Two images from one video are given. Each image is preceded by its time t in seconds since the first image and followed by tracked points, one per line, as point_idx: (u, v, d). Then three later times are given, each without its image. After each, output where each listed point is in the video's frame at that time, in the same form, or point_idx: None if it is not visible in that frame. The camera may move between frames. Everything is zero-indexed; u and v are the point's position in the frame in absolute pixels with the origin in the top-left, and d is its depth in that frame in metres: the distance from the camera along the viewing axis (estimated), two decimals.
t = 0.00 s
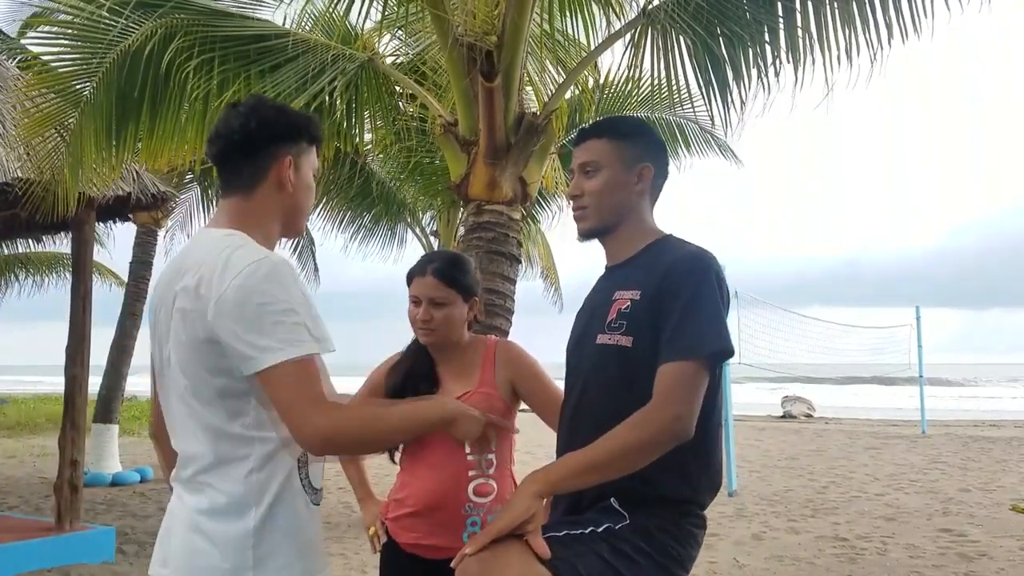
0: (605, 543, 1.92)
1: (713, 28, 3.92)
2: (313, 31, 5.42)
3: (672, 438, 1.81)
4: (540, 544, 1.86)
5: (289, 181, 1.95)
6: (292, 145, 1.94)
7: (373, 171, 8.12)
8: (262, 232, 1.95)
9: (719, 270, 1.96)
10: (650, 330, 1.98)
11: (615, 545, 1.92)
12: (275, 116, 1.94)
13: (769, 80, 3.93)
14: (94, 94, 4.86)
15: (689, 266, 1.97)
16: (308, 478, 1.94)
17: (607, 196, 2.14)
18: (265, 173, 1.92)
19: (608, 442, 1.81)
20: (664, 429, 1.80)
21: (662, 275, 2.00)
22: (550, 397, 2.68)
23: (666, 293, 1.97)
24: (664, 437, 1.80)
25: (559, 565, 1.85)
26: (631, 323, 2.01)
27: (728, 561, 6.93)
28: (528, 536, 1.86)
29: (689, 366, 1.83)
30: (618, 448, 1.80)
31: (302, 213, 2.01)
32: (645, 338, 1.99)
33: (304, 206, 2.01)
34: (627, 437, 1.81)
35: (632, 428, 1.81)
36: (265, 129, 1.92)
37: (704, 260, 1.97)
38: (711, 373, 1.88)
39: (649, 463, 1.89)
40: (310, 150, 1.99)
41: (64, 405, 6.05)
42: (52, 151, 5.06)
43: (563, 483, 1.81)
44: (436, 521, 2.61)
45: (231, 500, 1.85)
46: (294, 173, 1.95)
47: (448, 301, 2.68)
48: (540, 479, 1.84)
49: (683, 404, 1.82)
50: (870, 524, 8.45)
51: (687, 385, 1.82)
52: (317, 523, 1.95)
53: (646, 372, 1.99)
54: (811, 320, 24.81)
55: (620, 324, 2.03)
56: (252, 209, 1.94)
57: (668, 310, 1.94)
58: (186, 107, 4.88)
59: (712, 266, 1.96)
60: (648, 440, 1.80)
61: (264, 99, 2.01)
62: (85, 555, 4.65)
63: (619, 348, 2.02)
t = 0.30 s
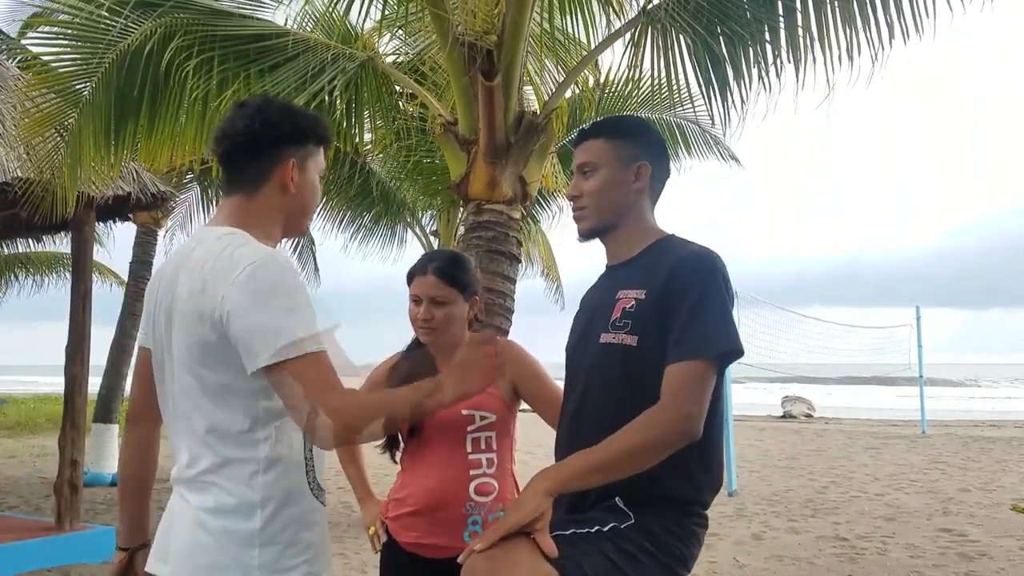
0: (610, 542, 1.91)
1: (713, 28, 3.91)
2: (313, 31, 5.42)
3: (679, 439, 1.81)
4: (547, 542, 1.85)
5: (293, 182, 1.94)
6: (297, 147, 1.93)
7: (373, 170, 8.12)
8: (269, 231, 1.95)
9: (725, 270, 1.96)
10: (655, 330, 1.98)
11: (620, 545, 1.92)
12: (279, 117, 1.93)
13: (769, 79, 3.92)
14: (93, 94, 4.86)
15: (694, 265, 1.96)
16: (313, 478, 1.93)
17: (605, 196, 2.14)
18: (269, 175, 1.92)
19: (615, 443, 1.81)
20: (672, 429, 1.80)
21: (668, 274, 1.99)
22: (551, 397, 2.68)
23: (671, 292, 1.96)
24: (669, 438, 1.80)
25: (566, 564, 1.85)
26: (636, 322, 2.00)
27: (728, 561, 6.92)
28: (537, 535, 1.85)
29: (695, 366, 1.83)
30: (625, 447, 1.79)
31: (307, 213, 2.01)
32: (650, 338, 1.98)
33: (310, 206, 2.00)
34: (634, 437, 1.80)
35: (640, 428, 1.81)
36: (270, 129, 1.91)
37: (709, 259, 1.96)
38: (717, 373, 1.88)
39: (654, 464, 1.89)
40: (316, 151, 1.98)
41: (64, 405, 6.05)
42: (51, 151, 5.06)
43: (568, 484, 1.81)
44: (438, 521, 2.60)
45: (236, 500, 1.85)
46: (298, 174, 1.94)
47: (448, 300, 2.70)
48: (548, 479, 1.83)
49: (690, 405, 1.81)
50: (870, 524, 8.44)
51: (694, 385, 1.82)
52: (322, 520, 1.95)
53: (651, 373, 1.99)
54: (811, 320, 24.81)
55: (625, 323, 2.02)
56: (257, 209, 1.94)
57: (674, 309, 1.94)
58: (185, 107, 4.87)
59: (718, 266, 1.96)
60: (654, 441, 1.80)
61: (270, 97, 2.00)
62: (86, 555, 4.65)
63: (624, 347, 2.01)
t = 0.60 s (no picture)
0: (606, 541, 1.91)
1: (713, 27, 3.91)
2: (312, 31, 5.41)
3: (675, 438, 1.81)
4: (544, 542, 1.85)
5: (287, 180, 1.96)
6: (292, 146, 1.96)
7: (373, 170, 8.11)
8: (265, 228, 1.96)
9: (722, 270, 1.95)
10: (652, 329, 1.97)
11: (616, 543, 1.91)
12: (275, 118, 1.95)
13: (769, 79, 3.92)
14: (93, 93, 4.85)
15: (692, 265, 1.96)
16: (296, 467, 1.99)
17: (599, 195, 2.14)
18: (263, 173, 1.94)
19: (612, 441, 1.81)
20: (668, 427, 1.80)
21: (665, 274, 1.99)
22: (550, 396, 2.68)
23: (668, 292, 1.96)
24: (664, 438, 1.80)
25: (562, 563, 1.84)
26: (633, 322, 2.00)
27: (728, 561, 6.91)
28: (532, 534, 1.86)
29: (691, 365, 1.83)
30: (622, 446, 1.79)
31: (303, 213, 2.01)
32: (648, 338, 1.98)
33: (305, 206, 2.01)
34: (631, 435, 1.80)
35: (637, 427, 1.81)
36: (265, 128, 1.93)
37: (706, 259, 1.96)
38: (714, 373, 1.88)
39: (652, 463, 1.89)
40: (312, 150, 2.00)
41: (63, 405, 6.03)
42: (51, 151, 5.05)
43: (565, 482, 1.81)
44: (437, 520, 2.60)
45: (216, 490, 1.91)
46: (292, 172, 1.96)
47: (448, 298, 2.66)
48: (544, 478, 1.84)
49: (687, 404, 1.81)
50: (870, 524, 8.43)
51: (692, 385, 1.82)
52: (304, 513, 2.00)
53: (648, 373, 1.98)
54: (811, 320, 24.80)
55: (622, 323, 2.02)
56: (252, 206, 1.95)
57: (671, 309, 1.94)
58: (185, 106, 4.87)
59: (715, 266, 1.96)
60: (650, 440, 1.79)
61: (269, 100, 2.03)
62: (85, 555, 4.64)
63: (621, 347, 2.01)
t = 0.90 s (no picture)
0: (598, 540, 1.92)
1: (712, 27, 3.92)
2: (311, 31, 5.42)
3: (666, 436, 1.81)
4: (532, 542, 1.86)
5: (282, 185, 1.96)
6: (291, 151, 1.96)
7: (372, 170, 8.09)
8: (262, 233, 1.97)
9: (712, 270, 1.96)
10: (643, 329, 1.98)
11: (608, 543, 1.92)
12: (273, 122, 1.96)
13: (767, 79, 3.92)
14: (91, 93, 4.85)
15: (682, 263, 1.96)
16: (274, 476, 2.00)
17: (592, 196, 2.14)
18: (259, 177, 1.94)
19: (601, 440, 1.81)
20: (658, 425, 1.80)
21: (655, 273, 1.99)
22: (549, 397, 2.69)
23: (657, 292, 1.96)
24: (653, 437, 1.80)
25: (552, 564, 1.85)
26: (624, 322, 2.00)
27: (727, 561, 6.91)
28: (523, 535, 1.86)
29: (679, 364, 1.83)
30: (612, 445, 1.80)
31: (299, 219, 2.01)
32: (639, 337, 1.98)
33: (302, 212, 2.01)
34: (621, 433, 1.80)
35: (626, 425, 1.81)
36: (265, 132, 1.94)
37: (695, 258, 1.97)
38: (703, 371, 1.88)
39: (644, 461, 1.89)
40: (310, 155, 2.00)
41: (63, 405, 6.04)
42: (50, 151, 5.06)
43: (555, 482, 1.82)
44: (434, 521, 2.61)
45: (191, 491, 1.94)
46: (288, 177, 1.95)
47: (447, 298, 2.69)
48: (534, 478, 1.84)
49: (677, 402, 1.81)
50: (869, 524, 8.43)
51: (681, 382, 1.82)
52: (279, 521, 2.01)
53: (640, 372, 1.99)
54: (811, 320, 24.80)
55: (613, 322, 2.03)
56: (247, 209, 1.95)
57: (661, 308, 1.94)
58: (184, 106, 4.87)
59: (705, 265, 1.96)
60: (640, 438, 1.80)
61: (269, 104, 2.04)
62: (85, 555, 4.65)
63: (613, 347, 2.01)
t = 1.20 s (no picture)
0: (594, 539, 1.91)
1: (712, 28, 3.91)
2: (310, 31, 5.41)
3: (661, 433, 1.80)
4: (528, 542, 1.86)
5: (279, 193, 1.96)
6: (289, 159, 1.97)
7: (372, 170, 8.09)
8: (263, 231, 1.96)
9: (709, 270, 1.95)
10: (639, 328, 1.97)
11: (604, 541, 1.92)
12: (273, 130, 1.95)
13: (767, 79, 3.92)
14: (91, 93, 4.85)
15: (678, 262, 1.96)
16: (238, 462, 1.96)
17: (590, 195, 2.14)
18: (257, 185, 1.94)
19: (597, 438, 1.81)
20: (653, 422, 1.80)
21: (650, 271, 1.99)
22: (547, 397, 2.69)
23: (653, 290, 1.96)
24: (649, 434, 1.80)
25: (550, 564, 1.85)
26: (620, 321, 2.00)
27: (727, 560, 6.91)
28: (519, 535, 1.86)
29: (675, 361, 1.83)
30: (608, 443, 1.79)
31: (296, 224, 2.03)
32: (634, 335, 1.98)
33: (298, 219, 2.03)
34: (616, 431, 1.80)
35: (621, 423, 1.81)
36: (265, 140, 1.93)
37: (691, 257, 1.96)
38: (697, 369, 1.87)
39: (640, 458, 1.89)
40: (308, 163, 2.00)
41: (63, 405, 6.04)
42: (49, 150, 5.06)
43: (551, 481, 1.81)
44: (433, 521, 2.61)
45: (153, 474, 1.92)
46: (285, 186, 1.97)
47: (446, 298, 2.68)
48: (529, 477, 1.84)
49: (672, 400, 1.81)
50: (869, 524, 8.43)
51: (676, 379, 1.82)
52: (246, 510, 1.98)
53: (636, 370, 1.98)
54: (811, 320, 24.79)
55: (609, 322, 2.02)
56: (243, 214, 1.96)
57: (655, 306, 1.94)
58: (184, 105, 4.87)
59: (700, 264, 1.96)
60: (636, 436, 1.79)
61: (268, 110, 2.04)
62: (85, 555, 4.65)
63: (609, 345, 2.01)
